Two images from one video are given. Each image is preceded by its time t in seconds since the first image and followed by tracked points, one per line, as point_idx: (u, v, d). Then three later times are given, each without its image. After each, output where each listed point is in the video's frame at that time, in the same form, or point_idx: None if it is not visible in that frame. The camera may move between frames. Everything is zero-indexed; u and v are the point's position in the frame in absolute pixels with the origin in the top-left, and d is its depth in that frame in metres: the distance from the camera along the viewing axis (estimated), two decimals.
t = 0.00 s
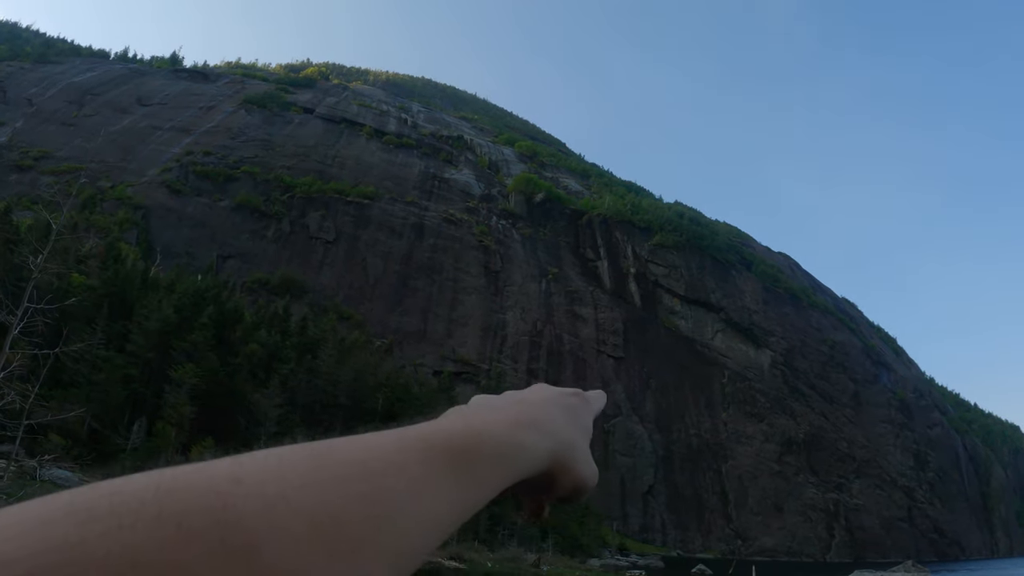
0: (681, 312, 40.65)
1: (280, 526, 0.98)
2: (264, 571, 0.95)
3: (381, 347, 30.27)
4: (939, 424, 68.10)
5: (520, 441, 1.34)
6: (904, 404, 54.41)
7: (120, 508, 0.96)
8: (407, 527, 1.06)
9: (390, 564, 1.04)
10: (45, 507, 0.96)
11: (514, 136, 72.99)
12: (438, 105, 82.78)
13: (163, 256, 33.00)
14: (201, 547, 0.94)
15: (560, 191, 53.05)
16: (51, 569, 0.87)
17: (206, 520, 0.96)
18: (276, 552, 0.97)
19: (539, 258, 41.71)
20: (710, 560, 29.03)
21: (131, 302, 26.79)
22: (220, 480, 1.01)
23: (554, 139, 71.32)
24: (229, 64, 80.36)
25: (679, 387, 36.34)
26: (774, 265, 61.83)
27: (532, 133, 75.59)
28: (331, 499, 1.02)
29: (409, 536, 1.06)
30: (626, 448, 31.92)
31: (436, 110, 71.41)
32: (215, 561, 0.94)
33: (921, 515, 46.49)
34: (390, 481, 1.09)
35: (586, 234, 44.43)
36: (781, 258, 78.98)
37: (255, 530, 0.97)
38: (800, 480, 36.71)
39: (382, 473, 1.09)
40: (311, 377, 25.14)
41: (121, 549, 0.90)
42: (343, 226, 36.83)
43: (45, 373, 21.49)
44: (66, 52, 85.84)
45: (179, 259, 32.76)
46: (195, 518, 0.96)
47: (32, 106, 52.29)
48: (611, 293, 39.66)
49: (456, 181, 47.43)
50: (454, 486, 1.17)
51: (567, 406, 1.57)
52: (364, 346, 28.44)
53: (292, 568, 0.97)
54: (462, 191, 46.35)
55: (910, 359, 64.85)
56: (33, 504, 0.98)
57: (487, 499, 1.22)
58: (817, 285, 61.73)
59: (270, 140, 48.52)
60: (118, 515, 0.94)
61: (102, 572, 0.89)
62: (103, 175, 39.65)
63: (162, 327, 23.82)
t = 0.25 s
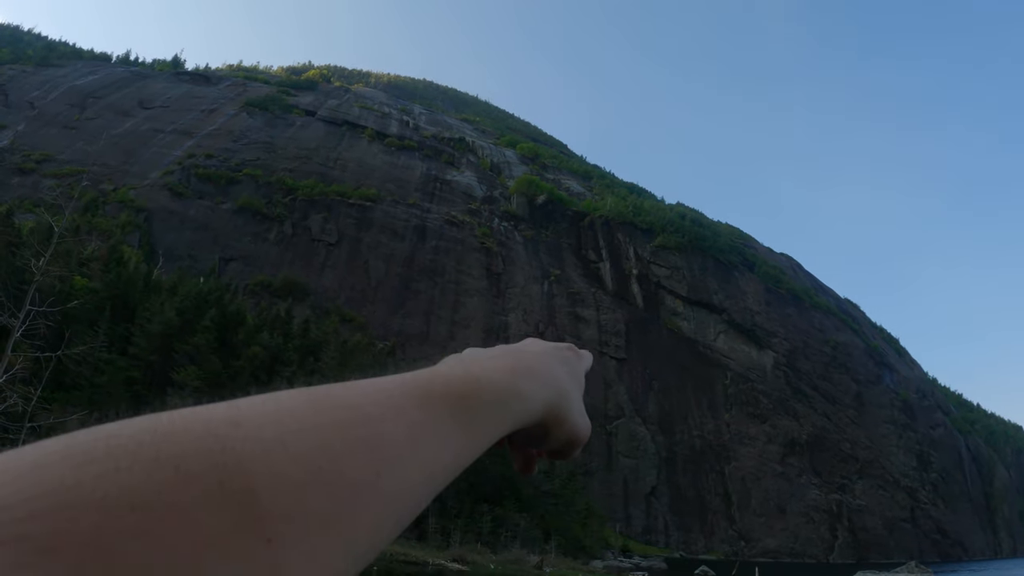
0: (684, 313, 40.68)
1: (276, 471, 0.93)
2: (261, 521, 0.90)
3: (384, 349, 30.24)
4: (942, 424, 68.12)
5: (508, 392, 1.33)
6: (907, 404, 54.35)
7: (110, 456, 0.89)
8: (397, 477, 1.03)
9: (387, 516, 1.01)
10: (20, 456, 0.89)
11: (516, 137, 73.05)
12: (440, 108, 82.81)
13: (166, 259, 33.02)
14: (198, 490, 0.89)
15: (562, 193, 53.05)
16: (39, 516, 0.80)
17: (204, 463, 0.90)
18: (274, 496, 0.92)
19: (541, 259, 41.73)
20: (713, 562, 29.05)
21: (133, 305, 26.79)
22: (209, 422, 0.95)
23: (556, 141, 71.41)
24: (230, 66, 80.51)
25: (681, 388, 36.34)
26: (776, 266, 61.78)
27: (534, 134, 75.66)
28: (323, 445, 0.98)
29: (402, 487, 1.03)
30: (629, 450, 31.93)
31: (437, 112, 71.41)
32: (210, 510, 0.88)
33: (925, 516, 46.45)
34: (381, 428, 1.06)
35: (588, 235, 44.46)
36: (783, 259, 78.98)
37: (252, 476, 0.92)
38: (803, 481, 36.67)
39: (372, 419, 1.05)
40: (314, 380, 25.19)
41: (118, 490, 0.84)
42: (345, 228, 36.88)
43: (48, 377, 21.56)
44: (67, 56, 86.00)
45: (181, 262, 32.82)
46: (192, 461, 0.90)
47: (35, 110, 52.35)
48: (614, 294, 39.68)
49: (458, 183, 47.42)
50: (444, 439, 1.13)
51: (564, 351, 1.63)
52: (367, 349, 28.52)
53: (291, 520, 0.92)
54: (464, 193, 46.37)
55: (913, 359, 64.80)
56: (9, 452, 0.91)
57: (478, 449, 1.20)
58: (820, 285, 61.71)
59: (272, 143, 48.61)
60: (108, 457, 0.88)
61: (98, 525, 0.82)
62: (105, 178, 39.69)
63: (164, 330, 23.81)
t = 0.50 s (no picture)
0: (686, 314, 40.72)
1: (257, 411, 0.92)
2: (243, 463, 0.89)
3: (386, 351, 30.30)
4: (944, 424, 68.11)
5: (485, 340, 1.24)
6: (909, 405, 54.32)
7: (95, 397, 0.90)
8: (378, 421, 1.01)
9: (367, 462, 0.99)
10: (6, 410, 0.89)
11: (518, 138, 73.11)
12: (442, 110, 82.89)
13: (167, 261, 33.09)
14: (182, 434, 0.88)
15: (564, 195, 53.08)
16: (35, 453, 0.85)
17: (190, 399, 0.90)
18: (254, 436, 0.91)
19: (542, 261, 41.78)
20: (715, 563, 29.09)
21: (136, 308, 26.69)
22: (193, 368, 0.94)
23: (557, 142, 71.46)
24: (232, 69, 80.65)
25: (683, 390, 36.38)
26: (778, 266, 61.73)
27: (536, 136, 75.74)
28: (304, 385, 0.97)
29: (385, 434, 1.01)
30: (631, 451, 31.95)
31: (439, 115, 71.42)
32: (195, 446, 0.88)
33: (927, 516, 46.46)
34: (362, 372, 1.03)
35: (590, 236, 44.48)
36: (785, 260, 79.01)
37: (237, 418, 0.91)
38: (805, 482, 36.65)
39: (351, 360, 1.02)
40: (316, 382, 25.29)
41: (106, 425, 0.86)
42: (347, 230, 36.97)
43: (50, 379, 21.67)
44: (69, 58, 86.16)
45: (183, 264, 32.92)
46: (178, 404, 0.89)
47: (36, 112, 52.46)
48: (616, 296, 39.74)
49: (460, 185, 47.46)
50: (430, 382, 1.10)
51: (525, 313, 1.39)
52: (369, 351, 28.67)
53: (271, 464, 0.91)
54: (466, 195, 46.45)
55: (915, 360, 64.82)
56: None
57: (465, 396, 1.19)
58: (822, 286, 61.73)
59: (273, 145, 48.68)
60: (89, 403, 0.88)
61: (88, 461, 0.84)
62: (107, 180, 39.78)
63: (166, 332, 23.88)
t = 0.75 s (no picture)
0: (687, 316, 40.76)
1: (263, 376, 0.89)
2: (250, 428, 0.86)
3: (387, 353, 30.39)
4: (946, 425, 68.01)
5: (491, 307, 1.27)
6: (910, 406, 54.31)
7: (95, 362, 0.83)
8: (384, 387, 1.00)
9: (375, 429, 0.97)
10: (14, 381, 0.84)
11: (519, 139, 73.15)
12: (443, 111, 82.99)
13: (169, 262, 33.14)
14: (190, 401, 0.83)
15: (565, 196, 53.11)
16: (24, 425, 0.76)
17: (196, 364, 0.85)
18: (262, 397, 0.88)
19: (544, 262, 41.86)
20: (717, 564, 29.10)
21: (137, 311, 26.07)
22: (200, 335, 0.90)
23: (557, 143, 71.51)
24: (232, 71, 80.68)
25: (685, 391, 36.39)
26: (779, 267, 61.75)
27: (536, 137, 75.78)
28: (310, 349, 0.95)
29: (391, 404, 1.00)
30: (632, 453, 31.97)
31: (439, 116, 71.51)
32: (202, 409, 0.83)
33: (929, 517, 46.46)
34: (367, 338, 1.02)
35: (591, 238, 44.54)
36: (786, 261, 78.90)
37: (243, 383, 0.87)
38: (806, 483, 36.64)
39: (356, 325, 1.01)
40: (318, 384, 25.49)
41: (112, 393, 0.79)
42: (348, 232, 37.06)
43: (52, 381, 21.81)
44: (70, 59, 86.28)
45: (184, 265, 33.04)
46: (184, 369, 0.84)
47: (38, 113, 52.55)
48: (617, 297, 39.79)
49: (461, 186, 47.53)
50: (430, 353, 1.09)
51: (528, 277, 1.46)
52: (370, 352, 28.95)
53: (280, 430, 0.88)
54: (467, 196, 46.51)
55: (916, 361, 64.80)
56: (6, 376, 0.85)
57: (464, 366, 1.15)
58: (823, 287, 61.76)
59: (274, 146, 48.76)
60: (73, 368, 0.81)
61: (96, 429, 0.77)
62: (108, 181, 39.87)
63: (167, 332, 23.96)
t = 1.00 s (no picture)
0: (687, 316, 40.87)
1: (278, 300, 0.90)
2: (265, 354, 0.87)
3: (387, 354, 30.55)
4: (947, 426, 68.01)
5: (505, 241, 1.28)
6: (910, 406, 54.34)
7: (112, 293, 0.85)
8: (402, 314, 1.01)
9: (389, 357, 0.99)
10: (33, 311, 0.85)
11: (520, 140, 73.25)
12: (444, 112, 83.02)
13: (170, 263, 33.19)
14: (204, 326, 0.84)
15: (566, 196, 53.15)
16: (49, 352, 0.78)
17: (211, 293, 0.87)
18: (278, 324, 0.89)
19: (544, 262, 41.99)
20: (716, 564, 29.17)
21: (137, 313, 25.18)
22: (213, 270, 0.91)
23: (558, 144, 71.61)
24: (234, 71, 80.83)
25: (685, 392, 36.45)
26: (780, 268, 61.83)
27: (537, 138, 75.88)
28: (324, 277, 0.95)
29: (406, 333, 1.01)
30: (633, 453, 31.98)
31: (440, 117, 71.61)
32: (216, 335, 0.84)
33: (929, 518, 46.52)
34: (381, 269, 1.03)
35: (592, 238, 44.64)
36: (787, 262, 78.95)
37: (259, 310, 0.88)
38: (807, 484, 36.66)
39: (368, 260, 1.02)
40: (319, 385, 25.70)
41: (128, 321, 0.80)
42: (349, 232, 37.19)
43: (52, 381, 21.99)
44: (72, 59, 86.58)
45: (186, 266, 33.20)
46: (198, 299, 0.85)
47: (39, 114, 52.62)
48: (618, 297, 39.87)
49: (462, 187, 47.57)
50: (443, 285, 1.10)
51: (543, 214, 1.47)
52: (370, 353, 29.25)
53: (298, 353, 0.89)
54: (468, 197, 46.58)
55: (918, 362, 64.80)
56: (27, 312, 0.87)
57: (476, 301, 1.17)
58: (824, 288, 61.81)
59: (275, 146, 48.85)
60: (91, 309, 0.83)
61: (114, 356, 0.78)
62: (109, 182, 39.95)
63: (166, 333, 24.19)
